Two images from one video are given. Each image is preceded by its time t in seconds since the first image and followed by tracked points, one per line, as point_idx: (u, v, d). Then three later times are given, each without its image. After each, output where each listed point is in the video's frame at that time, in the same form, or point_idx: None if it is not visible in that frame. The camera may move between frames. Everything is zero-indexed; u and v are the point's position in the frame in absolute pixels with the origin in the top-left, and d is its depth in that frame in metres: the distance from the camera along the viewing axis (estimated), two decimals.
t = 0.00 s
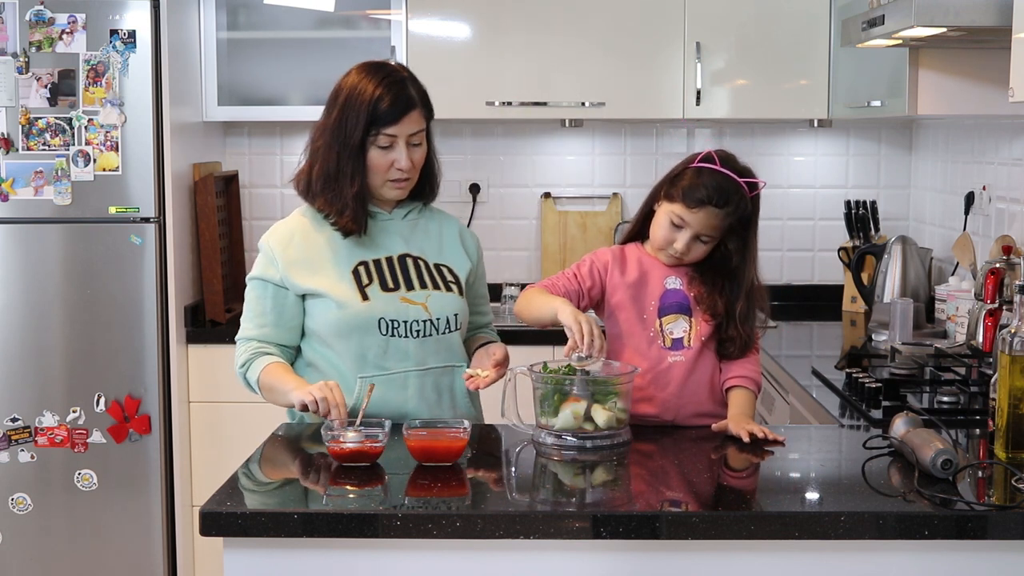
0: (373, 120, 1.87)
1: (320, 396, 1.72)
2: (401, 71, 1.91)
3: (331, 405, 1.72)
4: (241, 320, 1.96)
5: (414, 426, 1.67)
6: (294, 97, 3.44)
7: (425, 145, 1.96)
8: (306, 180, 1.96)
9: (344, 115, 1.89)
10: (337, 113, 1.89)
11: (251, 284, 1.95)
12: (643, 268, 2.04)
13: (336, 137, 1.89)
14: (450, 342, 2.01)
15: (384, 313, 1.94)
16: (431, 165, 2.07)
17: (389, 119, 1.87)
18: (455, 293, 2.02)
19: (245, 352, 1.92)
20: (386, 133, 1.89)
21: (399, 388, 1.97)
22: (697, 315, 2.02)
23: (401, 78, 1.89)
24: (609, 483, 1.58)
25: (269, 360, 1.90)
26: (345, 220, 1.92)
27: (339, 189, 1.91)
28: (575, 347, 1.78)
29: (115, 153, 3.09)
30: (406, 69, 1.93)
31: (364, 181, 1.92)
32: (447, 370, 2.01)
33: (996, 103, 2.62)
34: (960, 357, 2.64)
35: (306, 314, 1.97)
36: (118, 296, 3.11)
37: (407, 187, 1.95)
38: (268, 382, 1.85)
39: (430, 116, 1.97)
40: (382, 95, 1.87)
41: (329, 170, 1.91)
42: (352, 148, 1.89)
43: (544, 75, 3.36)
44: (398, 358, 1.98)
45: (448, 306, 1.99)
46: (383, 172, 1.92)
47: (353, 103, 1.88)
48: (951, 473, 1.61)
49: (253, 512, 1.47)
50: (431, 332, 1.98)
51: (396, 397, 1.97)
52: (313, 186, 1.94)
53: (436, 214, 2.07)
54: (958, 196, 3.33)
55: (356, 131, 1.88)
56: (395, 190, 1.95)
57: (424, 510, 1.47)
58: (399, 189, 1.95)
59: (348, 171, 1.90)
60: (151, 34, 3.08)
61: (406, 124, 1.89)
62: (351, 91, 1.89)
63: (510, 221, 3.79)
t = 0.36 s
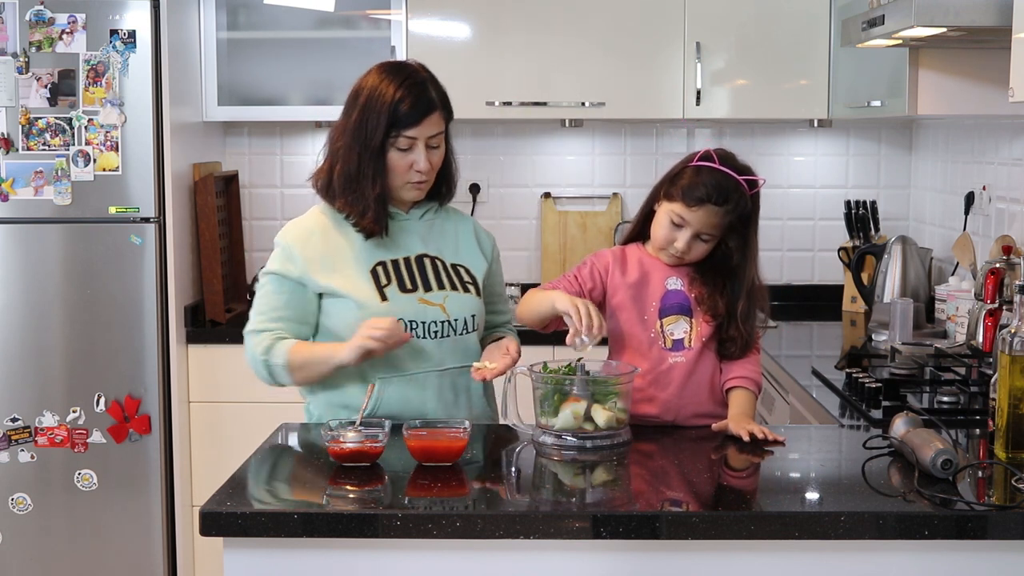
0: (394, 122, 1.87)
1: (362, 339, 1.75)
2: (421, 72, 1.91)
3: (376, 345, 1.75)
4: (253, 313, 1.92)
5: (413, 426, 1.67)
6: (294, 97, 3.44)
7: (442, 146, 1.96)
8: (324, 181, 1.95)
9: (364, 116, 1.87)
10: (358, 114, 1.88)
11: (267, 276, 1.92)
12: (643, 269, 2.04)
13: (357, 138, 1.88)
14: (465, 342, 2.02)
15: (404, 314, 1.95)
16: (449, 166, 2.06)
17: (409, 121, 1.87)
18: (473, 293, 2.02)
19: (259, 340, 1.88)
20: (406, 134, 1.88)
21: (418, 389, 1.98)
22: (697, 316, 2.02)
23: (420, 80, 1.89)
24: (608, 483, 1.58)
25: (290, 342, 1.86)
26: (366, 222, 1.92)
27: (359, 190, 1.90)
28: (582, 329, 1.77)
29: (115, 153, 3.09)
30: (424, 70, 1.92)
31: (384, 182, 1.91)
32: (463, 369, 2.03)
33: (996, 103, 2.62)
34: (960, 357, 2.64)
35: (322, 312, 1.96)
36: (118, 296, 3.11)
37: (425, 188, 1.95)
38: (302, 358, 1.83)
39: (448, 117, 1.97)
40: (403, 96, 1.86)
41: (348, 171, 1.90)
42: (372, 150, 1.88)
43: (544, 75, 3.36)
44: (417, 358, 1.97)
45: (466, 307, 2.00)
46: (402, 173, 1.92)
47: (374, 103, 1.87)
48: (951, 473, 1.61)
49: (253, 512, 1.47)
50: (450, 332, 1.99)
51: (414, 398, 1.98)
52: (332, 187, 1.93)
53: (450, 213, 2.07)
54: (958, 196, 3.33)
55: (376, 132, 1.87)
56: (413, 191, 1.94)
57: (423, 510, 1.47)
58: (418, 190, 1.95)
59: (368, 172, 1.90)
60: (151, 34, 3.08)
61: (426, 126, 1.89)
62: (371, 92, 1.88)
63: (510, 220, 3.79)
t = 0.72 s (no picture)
0: (408, 121, 1.87)
1: (455, 346, 1.79)
2: (434, 71, 1.91)
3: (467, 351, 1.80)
4: (292, 320, 1.89)
5: (414, 426, 1.67)
6: (294, 97, 3.44)
7: (455, 145, 1.96)
8: (340, 181, 1.95)
9: (378, 116, 1.88)
10: (372, 113, 1.88)
11: (304, 280, 1.89)
12: (643, 267, 2.04)
13: (371, 137, 1.88)
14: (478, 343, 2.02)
15: (425, 311, 1.95)
16: (460, 167, 2.09)
17: (423, 119, 1.87)
18: (490, 293, 2.04)
19: (317, 344, 1.86)
20: (420, 133, 1.88)
21: (437, 389, 1.97)
22: (696, 314, 2.02)
23: (433, 79, 1.89)
24: (608, 483, 1.58)
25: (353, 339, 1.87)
26: (385, 220, 1.91)
27: (376, 189, 1.90)
28: (583, 309, 1.83)
29: (115, 153, 3.09)
30: (436, 69, 1.93)
31: (399, 181, 1.91)
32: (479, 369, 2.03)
33: (996, 103, 2.62)
34: (960, 357, 2.64)
35: (350, 315, 1.95)
36: (118, 296, 3.11)
37: (439, 186, 1.95)
38: (375, 356, 1.86)
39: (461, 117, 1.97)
40: (417, 95, 1.87)
41: (364, 170, 1.90)
42: (387, 148, 1.88)
43: (544, 75, 3.36)
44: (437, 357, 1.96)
45: (483, 306, 2.01)
46: (415, 172, 1.92)
47: (388, 103, 1.87)
48: (951, 473, 1.61)
49: (253, 512, 1.47)
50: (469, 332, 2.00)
51: (432, 398, 1.97)
52: (348, 187, 1.93)
53: (462, 214, 2.08)
54: (958, 196, 3.33)
55: (391, 131, 1.87)
56: (427, 189, 1.94)
57: (423, 510, 1.47)
58: (432, 188, 1.95)
59: (384, 171, 1.89)
60: (151, 34, 3.08)
61: (440, 124, 1.89)
62: (384, 92, 1.88)
63: (510, 220, 3.79)
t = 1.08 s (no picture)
0: (416, 121, 1.87)
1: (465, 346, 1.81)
2: (443, 72, 1.91)
3: (474, 348, 1.81)
4: (298, 320, 1.89)
5: (413, 426, 1.67)
6: (294, 97, 3.44)
7: (463, 145, 1.96)
8: (347, 180, 1.94)
9: (385, 116, 1.87)
10: (379, 114, 1.88)
11: (310, 279, 1.89)
12: (647, 267, 2.05)
13: (379, 138, 1.88)
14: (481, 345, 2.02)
15: (431, 310, 1.95)
16: (465, 165, 2.08)
17: (431, 119, 1.87)
18: (495, 293, 2.04)
19: (325, 343, 1.86)
20: (428, 133, 1.88)
21: (444, 389, 1.97)
22: (700, 312, 2.01)
23: (442, 79, 1.89)
24: (609, 483, 1.58)
25: (361, 337, 1.88)
26: (392, 220, 1.92)
27: (383, 188, 1.90)
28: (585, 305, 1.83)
29: (115, 153, 3.09)
30: (445, 69, 1.92)
31: (407, 182, 1.91)
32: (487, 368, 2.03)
33: (996, 103, 2.62)
34: (960, 357, 2.64)
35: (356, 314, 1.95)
36: (119, 296, 3.11)
37: (444, 186, 1.95)
38: (384, 355, 1.86)
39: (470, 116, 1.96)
40: (425, 95, 1.86)
41: (372, 170, 1.90)
42: (394, 148, 1.88)
43: (544, 75, 3.36)
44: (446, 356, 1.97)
45: (489, 305, 2.02)
46: (422, 172, 1.91)
47: (396, 104, 1.87)
48: (951, 473, 1.61)
49: (253, 512, 1.47)
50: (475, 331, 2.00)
51: (440, 397, 1.97)
52: (356, 186, 1.93)
53: (466, 214, 2.08)
54: (958, 196, 3.33)
55: (399, 131, 1.87)
56: (433, 190, 1.94)
57: (423, 510, 1.47)
58: (438, 189, 1.94)
59: (391, 171, 1.89)
60: (151, 34, 3.08)
61: (448, 125, 1.89)
62: (393, 92, 1.88)
63: (509, 220, 3.79)
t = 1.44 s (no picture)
0: (419, 120, 1.87)
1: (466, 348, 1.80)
2: (446, 72, 1.91)
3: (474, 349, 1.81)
4: (299, 321, 1.90)
5: (413, 426, 1.67)
6: (294, 97, 3.44)
7: (466, 145, 1.96)
8: (350, 181, 1.94)
9: (389, 115, 1.88)
10: (383, 113, 1.88)
11: (310, 281, 1.90)
12: (663, 268, 2.06)
13: (383, 137, 1.88)
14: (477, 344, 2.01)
15: (433, 310, 1.95)
16: (467, 165, 2.08)
17: (435, 118, 1.87)
18: (496, 293, 2.04)
19: (324, 345, 1.86)
20: (432, 132, 1.88)
21: (446, 390, 1.97)
22: (715, 315, 2.03)
23: (445, 79, 1.89)
24: (609, 483, 1.58)
25: (359, 341, 1.87)
26: (397, 219, 1.91)
27: (386, 188, 1.90)
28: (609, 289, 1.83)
29: (115, 153, 3.09)
30: (447, 69, 1.93)
31: (411, 181, 1.91)
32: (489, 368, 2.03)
33: (996, 103, 2.62)
34: (960, 358, 2.64)
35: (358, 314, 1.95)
36: (118, 296, 3.11)
37: (448, 186, 1.95)
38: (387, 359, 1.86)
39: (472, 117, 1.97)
40: (429, 94, 1.87)
41: (375, 169, 1.89)
42: (398, 147, 1.88)
43: (544, 75, 3.36)
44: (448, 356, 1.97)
45: (490, 305, 2.01)
46: (425, 171, 1.91)
47: (399, 103, 1.87)
48: (951, 473, 1.61)
49: (253, 512, 1.47)
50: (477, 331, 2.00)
51: (442, 397, 1.97)
52: (359, 187, 1.92)
53: (468, 214, 2.09)
54: (958, 196, 3.33)
55: (402, 129, 1.87)
56: (436, 190, 1.93)
57: (423, 510, 1.47)
58: (441, 188, 1.94)
59: (395, 170, 1.89)
60: (151, 34, 3.08)
61: (451, 124, 1.89)
62: (396, 91, 1.88)
63: (509, 221, 3.79)
